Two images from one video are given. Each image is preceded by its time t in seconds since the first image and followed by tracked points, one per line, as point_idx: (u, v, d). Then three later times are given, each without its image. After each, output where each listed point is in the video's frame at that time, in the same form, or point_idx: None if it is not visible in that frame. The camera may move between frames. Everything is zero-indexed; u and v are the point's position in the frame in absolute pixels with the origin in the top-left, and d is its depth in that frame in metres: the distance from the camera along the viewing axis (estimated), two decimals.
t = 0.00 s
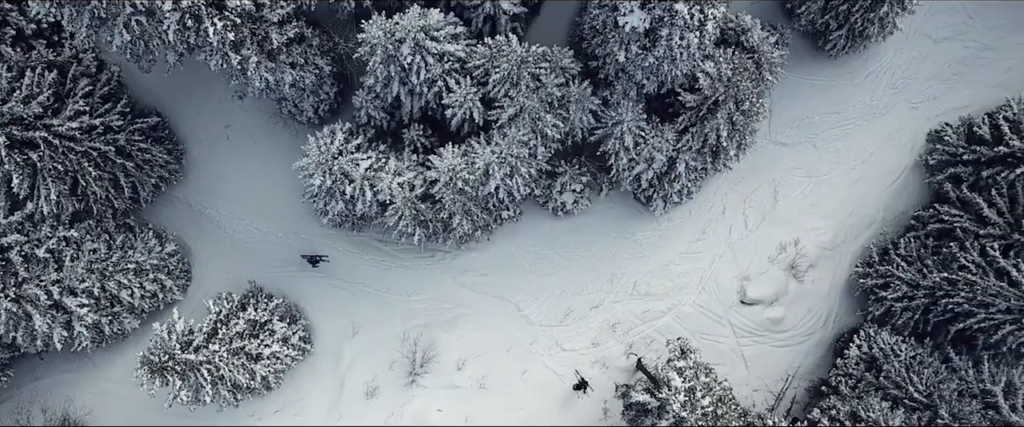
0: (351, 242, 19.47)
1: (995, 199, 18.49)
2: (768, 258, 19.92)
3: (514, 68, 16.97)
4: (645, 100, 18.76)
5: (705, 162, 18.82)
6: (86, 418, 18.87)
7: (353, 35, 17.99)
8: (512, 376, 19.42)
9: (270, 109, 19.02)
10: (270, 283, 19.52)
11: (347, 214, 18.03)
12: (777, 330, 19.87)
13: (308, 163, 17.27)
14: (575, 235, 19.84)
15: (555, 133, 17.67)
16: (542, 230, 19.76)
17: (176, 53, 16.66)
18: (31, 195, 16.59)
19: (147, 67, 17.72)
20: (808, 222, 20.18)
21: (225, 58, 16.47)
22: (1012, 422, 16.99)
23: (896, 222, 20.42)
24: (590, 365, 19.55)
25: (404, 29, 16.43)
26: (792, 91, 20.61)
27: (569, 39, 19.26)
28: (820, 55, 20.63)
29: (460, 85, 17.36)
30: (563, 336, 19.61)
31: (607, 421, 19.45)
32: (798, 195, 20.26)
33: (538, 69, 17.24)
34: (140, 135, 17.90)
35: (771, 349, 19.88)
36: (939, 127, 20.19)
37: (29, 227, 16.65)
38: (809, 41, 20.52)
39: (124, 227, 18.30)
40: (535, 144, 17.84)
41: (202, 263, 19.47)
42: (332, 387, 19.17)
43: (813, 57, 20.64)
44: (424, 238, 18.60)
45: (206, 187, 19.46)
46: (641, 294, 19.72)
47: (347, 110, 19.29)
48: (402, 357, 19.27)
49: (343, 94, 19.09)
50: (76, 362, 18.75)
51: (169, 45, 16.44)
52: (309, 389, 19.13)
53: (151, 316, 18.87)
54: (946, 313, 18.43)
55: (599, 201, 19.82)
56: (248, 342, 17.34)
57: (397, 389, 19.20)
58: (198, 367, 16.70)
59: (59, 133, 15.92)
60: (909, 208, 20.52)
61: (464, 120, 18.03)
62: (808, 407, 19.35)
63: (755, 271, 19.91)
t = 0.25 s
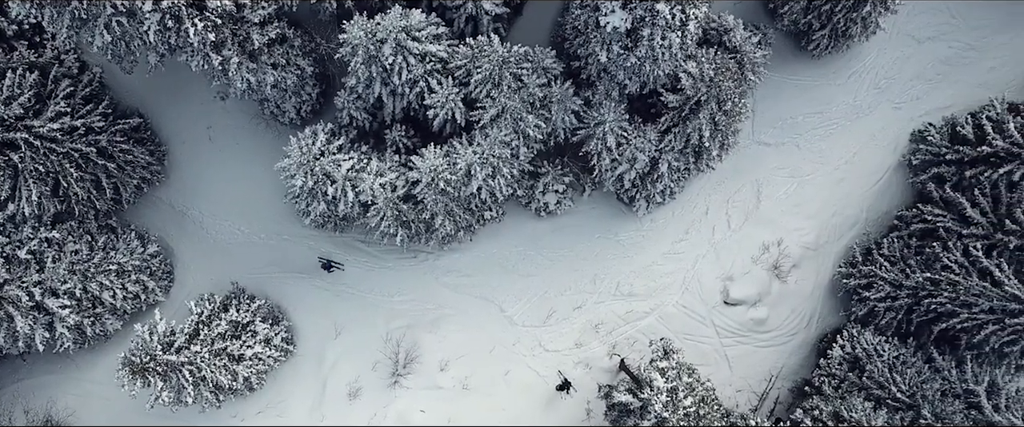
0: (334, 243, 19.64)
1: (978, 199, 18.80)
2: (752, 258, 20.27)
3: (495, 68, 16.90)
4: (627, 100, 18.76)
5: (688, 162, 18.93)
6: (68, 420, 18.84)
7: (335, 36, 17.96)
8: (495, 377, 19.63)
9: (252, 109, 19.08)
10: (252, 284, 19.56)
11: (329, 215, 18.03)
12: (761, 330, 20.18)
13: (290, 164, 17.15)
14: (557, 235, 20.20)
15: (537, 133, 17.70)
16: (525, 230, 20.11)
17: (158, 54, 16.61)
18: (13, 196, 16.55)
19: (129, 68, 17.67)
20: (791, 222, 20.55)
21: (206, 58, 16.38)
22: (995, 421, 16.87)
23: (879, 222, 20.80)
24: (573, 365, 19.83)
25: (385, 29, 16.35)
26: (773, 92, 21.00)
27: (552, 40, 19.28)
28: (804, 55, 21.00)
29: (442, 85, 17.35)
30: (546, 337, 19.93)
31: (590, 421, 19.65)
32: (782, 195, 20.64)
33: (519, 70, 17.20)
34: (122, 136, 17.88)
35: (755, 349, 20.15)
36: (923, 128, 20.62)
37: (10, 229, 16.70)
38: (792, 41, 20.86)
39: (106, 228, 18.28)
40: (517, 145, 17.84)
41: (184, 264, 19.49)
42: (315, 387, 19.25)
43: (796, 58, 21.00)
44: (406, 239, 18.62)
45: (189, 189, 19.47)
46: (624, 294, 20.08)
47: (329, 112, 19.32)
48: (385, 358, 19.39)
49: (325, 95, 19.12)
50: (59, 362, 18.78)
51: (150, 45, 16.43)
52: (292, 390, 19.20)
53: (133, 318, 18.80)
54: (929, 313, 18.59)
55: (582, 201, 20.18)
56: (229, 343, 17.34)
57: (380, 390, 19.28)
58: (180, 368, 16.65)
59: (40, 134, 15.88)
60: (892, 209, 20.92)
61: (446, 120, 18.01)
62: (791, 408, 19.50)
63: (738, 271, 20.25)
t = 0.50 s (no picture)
0: (316, 243, 19.83)
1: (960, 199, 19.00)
2: (734, 258, 20.63)
3: (476, 68, 16.89)
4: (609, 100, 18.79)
5: (670, 163, 19.05)
6: (49, 421, 18.89)
7: (316, 37, 17.95)
8: (477, 377, 19.98)
9: (234, 110, 19.12)
10: (234, 284, 19.74)
11: (310, 215, 18.04)
12: (744, 331, 20.54)
13: (270, 165, 17.07)
14: (540, 235, 20.48)
15: (519, 134, 17.68)
16: (509, 230, 20.36)
17: (138, 54, 16.53)
18: None
19: (110, 69, 17.58)
20: (774, 222, 20.93)
21: (187, 59, 16.26)
22: (976, 421, 16.65)
23: (861, 222, 21.20)
24: (556, 366, 20.21)
25: (365, 29, 16.28)
26: (756, 92, 21.39)
27: (534, 40, 19.33)
28: (787, 55, 21.38)
29: (423, 86, 17.24)
30: (528, 338, 20.25)
31: (573, 422, 20.02)
32: (765, 195, 21.04)
33: (500, 70, 17.20)
34: (103, 137, 17.84)
35: (737, 350, 20.55)
36: (906, 128, 20.91)
37: None
38: (775, 42, 21.23)
39: (87, 229, 18.26)
40: (498, 145, 17.83)
41: (167, 265, 19.58)
42: (298, 388, 19.53)
43: (779, 58, 21.39)
44: (388, 240, 18.64)
45: (171, 189, 19.52)
46: (606, 295, 20.46)
47: (310, 112, 19.23)
48: (367, 359, 19.67)
49: (306, 96, 19.04)
50: (40, 364, 18.75)
51: (131, 46, 16.32)
52: (275, 391, 19.45)
53: (114, 319, 18.85)
54: (912, 313, 18.78)
55: (565, 201, 20.44)
56: (211, 344, 17.38)
57: (361, 391, 19.57)
58: (160, 369, 16.62)
59: (21, 134, 15.80)
60: (875, 209, 21.30)
61: (427, 121, 17.97)
62: (774, 408, 19.78)
63: (721, 271, 20.62)
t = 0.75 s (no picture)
0: (299, 244, 19.98)
1: (943, 200, 19.16)
2: (718, 259, 20.96)
3: (458, 69, 16.87)
4: (592, 102, 18.85)
5: (653, 163, 19.14)
6: (33, 422, 18.87)
7: (298, 38, 17.92)
8: (461, 379, 20.15)
9: (217, 112, 19.16)
10: (216, 285, 19.80)
11: (293, 216, 18.02)
12: (728, 331, 20.85)
13: (251, 166, 17.04)
14: (524, 236, 20.74)
15: (501, 135, 17.65)
16: (493, 231, 20.63)
17: (120, 56, 16.38)
18: None
19: (93, 71, 17.53)
20: (758, 223, 21.25)
21: (167, 60, 16.12)
22: (958, 421, 16.68)
23: (845, 223, 21.48)
24: (539, 367, 20.40)
25: (347, 30, 16.26)
26: (740, 92, 21.78)
27: (517, 42, 19.35)
28: (771, 57, 21.80)
29: (405, 87, 17.24)
30: (511, 339, 20.45)
31: (556, 423, 20.19)
32: (748, 196, 21.36)
33: (482, 71, 17.19)
34: (85, 138, 17.79)
35: (721, 351, 20.81)
36: (890, 128, 21.31)
37: None
38: (759, 43, 21.62)
39: (70, 231, 18.23)
40: (480, 146, 17.75)
41: (149, 267, 19.62)
42: (282, 389, 19.66)
43: (764, 58, 21.78)
44: (370, 241, 18.63)
45: (156, 191, 19.63)
46: (590, 296, 20.75)
47: (294, 114, 19.25)
48: (350, 361, 19.79)
49: (289, 97, 19.04)
50: (24, 365, 18.75)
51: (112, 48, 16.13)
52: (259, 392, 19.57)
53: (97, 320, 18.86)
54: (895, 313, 18.88)
55: (548, 202, 20.71)
56: (193, 345, 17.35)
57: (345, 392, 19.69)
58: (141, 371, 16.57)
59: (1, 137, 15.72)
60: (859, 210, 21.60)
61: (410, 122, 17.93)
62: (757, 409, 20.06)
63: (705, 272, 20.93)
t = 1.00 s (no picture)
0: (285, 247, 20.05)
1: (926, 201, 19.22)
2: (703, 261, 21.16)
3: (440, 71, 16.84)
4: (576, 103, 18.91)
5: (637, 165, 19.25)
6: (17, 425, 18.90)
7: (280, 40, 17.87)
8: (446, 381, 20.24)
9: (201, 114, 19.22)
10: (201, 288, 19.86)
11: (276, 218, 17.99)
12: (713, 333, 21.01)
13: (233, 168, 16.99)
14: (510, 238, 20.88)
15: (484, 137, 17.67)
16: (479, 233, 20.75)
17: (101, 58, 16.18)
18: None
19: (77, 73, 17.49)
20: (743, 225, 21.48)
21: (149, 62, 16.10)
22: (940, 423, 16.72)
23: (831, 224, 21.65)
24: (524, 369, 20.53)
25: (329, 33, 16.27)
26: (725, 94, 21.94)
27: (502, 43, 19.38)
28: (756, 58, 21.97)
29: (388, 89, 17.26)
30: (496, 341, 20.56)
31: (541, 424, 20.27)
32: (733, 197, 21.62)
33: (465, 73, 17.11)
34: (68, 141, 17.78)
35: (706, 352, 20.97)
36: (876, 130, 21.41)
37: None
38: (744, 44, 21.82)
39: (54, 233, 18.24)
40: (463, 148, 17.80)
41: (134, 269, 19.66)
42: (266, 391, 19.77)
43: (749, 59, 21.93)
44: (355, 243, 18.65)
45: (141, 193, 19.67)
46: (575, 297, 20.88)
47: (277, 116, 19.31)
48: (334, 363, 19.88)
49: (273, 99, 19.04)
50: (8, 368, 18.70)
51: (93, 50, 15.98)
52: (245, 394, 19.70)
53: (81, 323, 18.82)
54: (879, 315, 18.96)
55: (533, 204, 20.86)
56: (176, 348, 17.32)
57: (329, 394, 19.78)
58: (123, 373, 16.56)
59: None
60: (845, 211, 21.74)
61: (393, 124, 17.92)
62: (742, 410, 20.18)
63: (691, 274, 21.13)
